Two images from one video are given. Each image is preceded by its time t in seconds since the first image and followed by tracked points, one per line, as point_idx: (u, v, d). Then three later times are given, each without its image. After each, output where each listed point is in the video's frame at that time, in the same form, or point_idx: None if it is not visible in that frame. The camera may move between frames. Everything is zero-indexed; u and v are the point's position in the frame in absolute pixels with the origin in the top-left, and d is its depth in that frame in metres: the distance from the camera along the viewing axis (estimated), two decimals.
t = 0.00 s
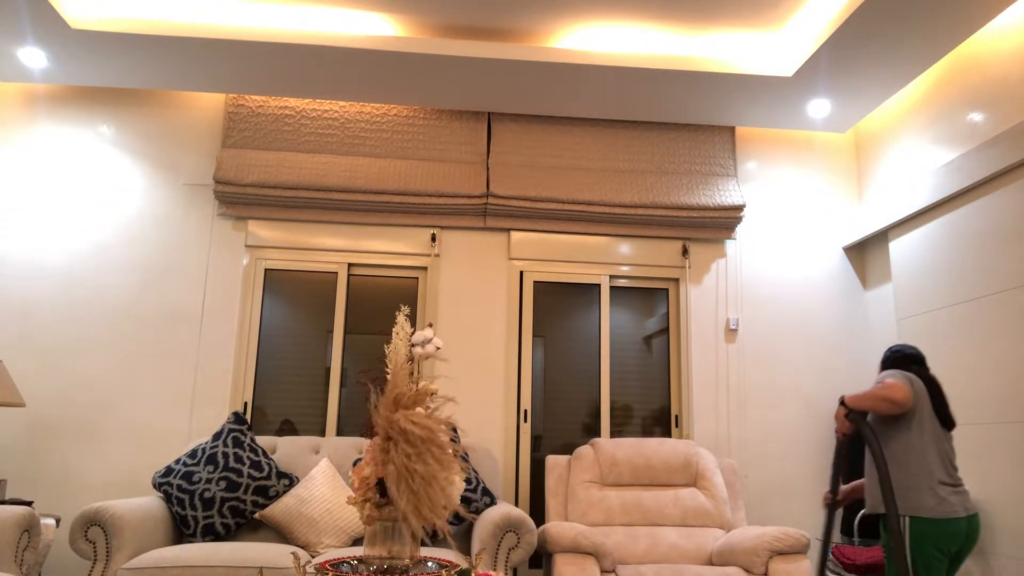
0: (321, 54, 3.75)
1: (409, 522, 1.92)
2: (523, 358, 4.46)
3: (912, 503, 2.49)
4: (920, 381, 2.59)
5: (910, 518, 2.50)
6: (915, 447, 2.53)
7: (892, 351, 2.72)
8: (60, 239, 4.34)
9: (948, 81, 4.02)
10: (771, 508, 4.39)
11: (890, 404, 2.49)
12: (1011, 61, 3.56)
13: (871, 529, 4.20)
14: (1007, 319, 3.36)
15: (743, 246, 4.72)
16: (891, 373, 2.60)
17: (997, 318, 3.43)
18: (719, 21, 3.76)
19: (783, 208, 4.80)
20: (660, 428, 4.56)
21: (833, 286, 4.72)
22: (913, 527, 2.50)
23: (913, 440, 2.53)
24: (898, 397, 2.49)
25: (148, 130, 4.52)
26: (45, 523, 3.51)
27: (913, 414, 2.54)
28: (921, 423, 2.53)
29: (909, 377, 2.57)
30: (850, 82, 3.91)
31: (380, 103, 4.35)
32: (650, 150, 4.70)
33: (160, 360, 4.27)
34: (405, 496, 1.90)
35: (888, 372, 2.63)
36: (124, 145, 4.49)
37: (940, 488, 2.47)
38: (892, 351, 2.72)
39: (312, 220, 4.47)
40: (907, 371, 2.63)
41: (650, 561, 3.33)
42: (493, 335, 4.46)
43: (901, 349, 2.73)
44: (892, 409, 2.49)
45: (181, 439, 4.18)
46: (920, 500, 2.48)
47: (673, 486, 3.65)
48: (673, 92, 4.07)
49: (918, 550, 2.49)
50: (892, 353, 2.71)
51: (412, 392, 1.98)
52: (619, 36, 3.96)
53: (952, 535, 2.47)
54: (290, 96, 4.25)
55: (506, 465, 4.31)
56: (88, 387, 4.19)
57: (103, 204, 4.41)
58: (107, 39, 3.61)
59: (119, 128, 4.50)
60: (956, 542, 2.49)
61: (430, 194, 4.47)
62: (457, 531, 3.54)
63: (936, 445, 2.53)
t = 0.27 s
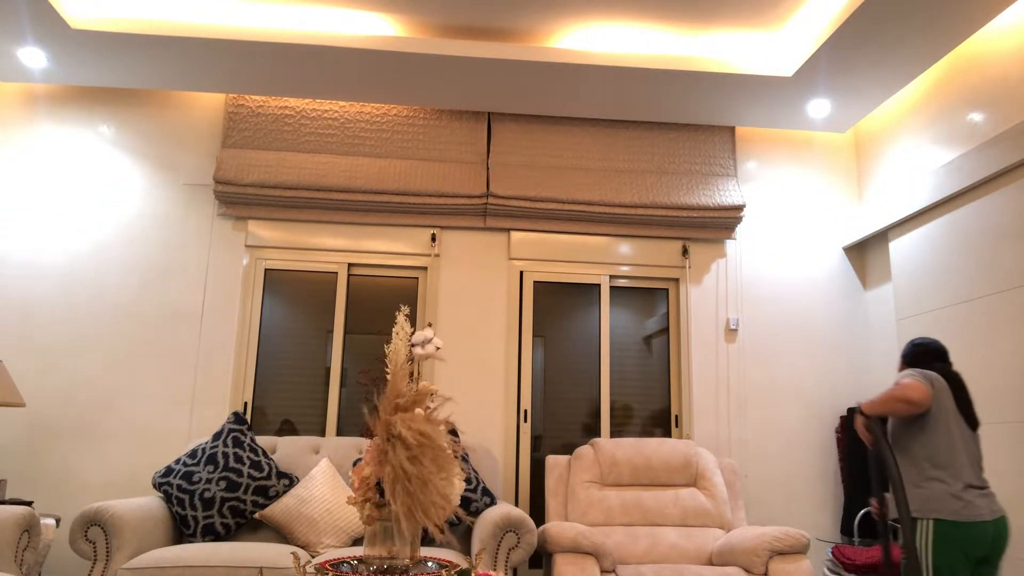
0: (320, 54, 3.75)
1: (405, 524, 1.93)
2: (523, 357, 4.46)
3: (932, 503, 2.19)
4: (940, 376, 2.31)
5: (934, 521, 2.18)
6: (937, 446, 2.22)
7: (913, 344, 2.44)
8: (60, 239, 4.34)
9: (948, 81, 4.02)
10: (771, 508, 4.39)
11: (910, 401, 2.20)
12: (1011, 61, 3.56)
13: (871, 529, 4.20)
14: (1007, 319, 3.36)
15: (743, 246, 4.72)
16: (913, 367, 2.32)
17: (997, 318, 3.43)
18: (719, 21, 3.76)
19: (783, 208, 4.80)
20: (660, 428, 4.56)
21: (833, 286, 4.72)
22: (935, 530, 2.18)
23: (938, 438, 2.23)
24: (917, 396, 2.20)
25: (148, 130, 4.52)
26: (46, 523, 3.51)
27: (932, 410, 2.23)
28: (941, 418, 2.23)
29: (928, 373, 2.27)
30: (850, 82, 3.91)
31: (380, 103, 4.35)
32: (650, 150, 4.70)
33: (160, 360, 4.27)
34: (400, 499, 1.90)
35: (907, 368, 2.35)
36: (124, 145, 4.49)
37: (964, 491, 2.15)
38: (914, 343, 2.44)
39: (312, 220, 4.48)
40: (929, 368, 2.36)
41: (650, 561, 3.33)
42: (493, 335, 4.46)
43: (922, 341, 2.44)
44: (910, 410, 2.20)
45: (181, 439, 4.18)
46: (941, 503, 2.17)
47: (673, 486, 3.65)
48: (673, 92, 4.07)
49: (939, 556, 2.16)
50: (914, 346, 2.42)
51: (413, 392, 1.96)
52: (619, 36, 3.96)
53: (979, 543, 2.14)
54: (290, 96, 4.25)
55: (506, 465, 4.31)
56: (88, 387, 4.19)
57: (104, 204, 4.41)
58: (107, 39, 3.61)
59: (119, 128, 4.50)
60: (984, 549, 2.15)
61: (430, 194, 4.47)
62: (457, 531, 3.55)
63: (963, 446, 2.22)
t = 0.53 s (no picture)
0: (320, 54, 3.75)
1: (406, 524, 1.92)
2: (523, 357, 4.46)
3: (975, 507, 2.41)
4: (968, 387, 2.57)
5: (979, 524, 2.39)
6: (971, 453, 2.47)
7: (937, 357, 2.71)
8: (60, 239, 4.34)
9: (948, 81, 4.02)
10: (771, 508, 4.39)
11: (934, 425, 2.48)
12: (1010, 61, 3.56)
13: (870, 529, 4.21)
14: (1007, 319, 3.36)
15: (743, 246, 4.72)
16: (942, 381, 2.60)
17: (997, 319, 3.43)
18: (719, 21, 3.76)
19: (783, 208, 4.80)
20: (660, 428, 4.56)
21: (833, 286, 4.72)
22: (981, 533, 2.39)
23: (974, 448, 2.48)
24: (940, 419, 2.48)
25: (148, 131, 4.52)
26: (46, 523, 3.52)
27: (961, 422, 2.50)
28: (970, 429, 2.50)
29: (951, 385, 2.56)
30: (850, 82, 3.91)
31: (380, 103, 4.35)
32: (650, 150, 4.70)
33: (160, 360, 4.27)
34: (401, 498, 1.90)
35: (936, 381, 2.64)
36: (124, 145, 4.49)
37: (1000, 490, 2.40)
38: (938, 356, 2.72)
39: (312, 220, 4.48)
40: (954, 377, 2.63)
41: (650, 561, 3.33)
42: (493, 335, 4.46)
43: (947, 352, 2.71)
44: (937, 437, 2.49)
45: (182, 439, 4.18)
46: (979, 505, 2.40)
47: (673, 486, 3.65)
48: (672, 92, 4.07)
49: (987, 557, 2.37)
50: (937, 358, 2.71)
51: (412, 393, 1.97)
52: (619, 36, 3.96)
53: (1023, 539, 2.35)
54: (290, 96, 4.25)
55: (506, 465, 4.31)
56: (88, 387, 4.19)
57: (104, 204, 4.41)
58: (107, 38, 3.61)
59: (119, 128, 4.50)
60: None
61: (430, 194, 4.47)
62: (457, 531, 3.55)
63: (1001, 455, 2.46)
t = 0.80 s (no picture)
0: (320, 54, 3.75)
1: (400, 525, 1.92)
2: (523, 357, 4.46)
3: (994, 497, 2.39)
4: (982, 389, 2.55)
5: (1003, 512, 2.35)
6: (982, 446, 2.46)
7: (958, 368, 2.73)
8: (60, 239, 4.34)
9: (948, 81, 4.02)
10: (772, 508, 4.39)
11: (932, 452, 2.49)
12: (1010, 61, 3.56)
13: (871, 529, 4.21)
14: (1007, 319, 3.36)
15: (743, 246, 4.72)
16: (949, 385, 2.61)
17: (997, 318, 3.43)
18: (719, 21, 3.76)
19: (783, 208, 4.80)
20: (660, 428, 4.56)
21: (833, 286, 4.72)
22: (1006, 521, 2.34)
23: (986, 441, 2.46)
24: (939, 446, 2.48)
25: (148, 131, 4.52)
26: (46, 523, 3.51)
27: (967, 418, 2.50)
28: (979, 424, 2.49)
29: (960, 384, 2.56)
30: (850, 81, 3.91)
31: (380, 103, 4.35)
32: (650, 150, 4.70)
33: (160, 360, 4.26)
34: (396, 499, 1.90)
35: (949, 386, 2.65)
36: (124, 145, 4.49)
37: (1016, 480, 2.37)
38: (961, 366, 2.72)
39: (312, 220, 4.48)
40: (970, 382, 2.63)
41: (650, 561, 3.33)
42: (493, 335, 4.46)
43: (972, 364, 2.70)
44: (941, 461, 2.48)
45: (181, 439, 4.18)
46: (997, 496, 2.38)
47: (673, 486, 3.65)
48: (672, 92, 4.07)
49: (1015, 545, 2.30)
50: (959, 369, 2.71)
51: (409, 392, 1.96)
52: (619, 36, 3.96)
53: None
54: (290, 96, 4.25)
55: (506, 465, 4.31)
56: (88, 387, 4.19)
57: (104, 204, 4.41)
58: (106, 38, 3.61)
59: (119, 128, 4.50)
60: None
61: (430, 194, 4.47)
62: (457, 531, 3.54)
63: (1015, 443, 2.43)
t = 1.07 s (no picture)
0: (320, 54, 3.75)
1: (402, 524, 1.93)
2: (523, 357, 4.46)
3: (995, 495, 2.38)
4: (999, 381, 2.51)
5: (1000, 511, 2.35)
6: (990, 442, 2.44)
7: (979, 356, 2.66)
8: (60, 239, 4.34)
9: (948, 81, 4.02)
10: (772, 508, 4.39)
11: (951, 416, 2.43)
12: (1010, 61, 3.56)
13: (871, 529, 4.21)
14: (1007, 319, 3.36)
15: (743, 246, 4.72)
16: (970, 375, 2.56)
17: (997, 319, 3.43)
18: (719, 21, 3.76)
19: (783, 208, 4.80)
20: (660, 428, 4.56)
21: (833, 286, 4.72)
22: (1003, 519, 2.35)
23: (995, 435, 2.44)
24: (960, 412, 2.43)
25: (148, 130, 4.52)
26: (45, 523, 3.51)
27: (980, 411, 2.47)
28: (991, 419, 2.46)
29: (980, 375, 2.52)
30: (850, 82, 3.91)
31: (380, 103, 4.35)
32: (650, 150, 4.70)
33: (160, 359, 4.27)
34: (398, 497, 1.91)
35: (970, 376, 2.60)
36: (124, 145, 4.49)
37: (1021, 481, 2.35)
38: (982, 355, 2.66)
39: (312, 220, 4.48)
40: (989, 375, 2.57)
41: (650, 561, 3.33)
42: (493, 335, 4.46)
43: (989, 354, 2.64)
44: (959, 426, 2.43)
45: (181, 439, 4.18)
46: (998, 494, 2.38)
47: (673, 486, 3.65)
48: (672, 92, 4.07)
49: (1011, 545, 2.31)
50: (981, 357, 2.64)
51: (411, 392, 1.97)
52: (619, 36, 3.96)
53: None
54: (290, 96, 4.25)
55: (506, 465, 4.31)
56: (88, 387, 4.19)
57: (103, 204, 4.41)
58: (106, 38, 3.61)
59: (119, 128, 4.50)
60: None
61: (430, 194, 4.47)
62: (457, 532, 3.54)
63: None
